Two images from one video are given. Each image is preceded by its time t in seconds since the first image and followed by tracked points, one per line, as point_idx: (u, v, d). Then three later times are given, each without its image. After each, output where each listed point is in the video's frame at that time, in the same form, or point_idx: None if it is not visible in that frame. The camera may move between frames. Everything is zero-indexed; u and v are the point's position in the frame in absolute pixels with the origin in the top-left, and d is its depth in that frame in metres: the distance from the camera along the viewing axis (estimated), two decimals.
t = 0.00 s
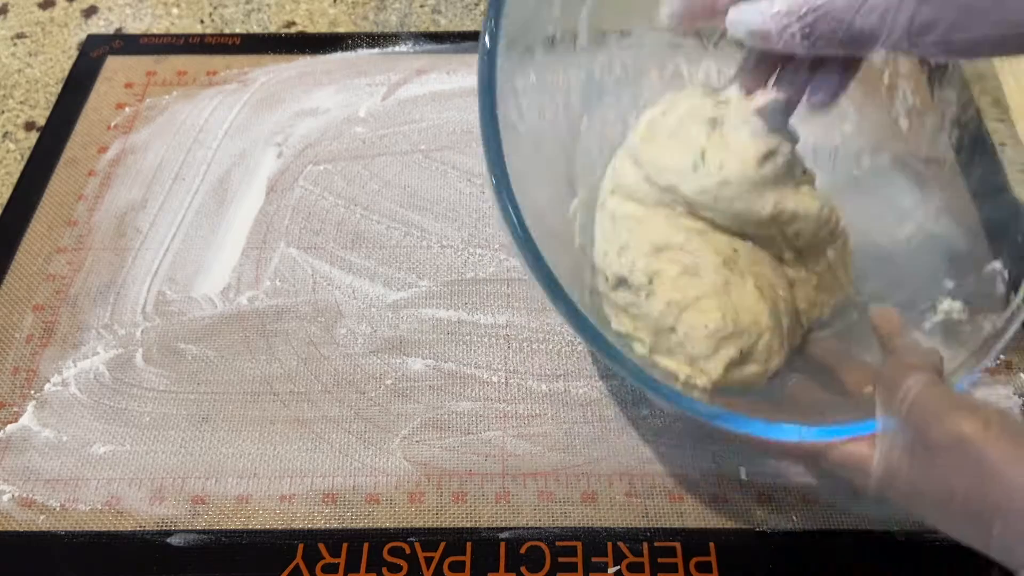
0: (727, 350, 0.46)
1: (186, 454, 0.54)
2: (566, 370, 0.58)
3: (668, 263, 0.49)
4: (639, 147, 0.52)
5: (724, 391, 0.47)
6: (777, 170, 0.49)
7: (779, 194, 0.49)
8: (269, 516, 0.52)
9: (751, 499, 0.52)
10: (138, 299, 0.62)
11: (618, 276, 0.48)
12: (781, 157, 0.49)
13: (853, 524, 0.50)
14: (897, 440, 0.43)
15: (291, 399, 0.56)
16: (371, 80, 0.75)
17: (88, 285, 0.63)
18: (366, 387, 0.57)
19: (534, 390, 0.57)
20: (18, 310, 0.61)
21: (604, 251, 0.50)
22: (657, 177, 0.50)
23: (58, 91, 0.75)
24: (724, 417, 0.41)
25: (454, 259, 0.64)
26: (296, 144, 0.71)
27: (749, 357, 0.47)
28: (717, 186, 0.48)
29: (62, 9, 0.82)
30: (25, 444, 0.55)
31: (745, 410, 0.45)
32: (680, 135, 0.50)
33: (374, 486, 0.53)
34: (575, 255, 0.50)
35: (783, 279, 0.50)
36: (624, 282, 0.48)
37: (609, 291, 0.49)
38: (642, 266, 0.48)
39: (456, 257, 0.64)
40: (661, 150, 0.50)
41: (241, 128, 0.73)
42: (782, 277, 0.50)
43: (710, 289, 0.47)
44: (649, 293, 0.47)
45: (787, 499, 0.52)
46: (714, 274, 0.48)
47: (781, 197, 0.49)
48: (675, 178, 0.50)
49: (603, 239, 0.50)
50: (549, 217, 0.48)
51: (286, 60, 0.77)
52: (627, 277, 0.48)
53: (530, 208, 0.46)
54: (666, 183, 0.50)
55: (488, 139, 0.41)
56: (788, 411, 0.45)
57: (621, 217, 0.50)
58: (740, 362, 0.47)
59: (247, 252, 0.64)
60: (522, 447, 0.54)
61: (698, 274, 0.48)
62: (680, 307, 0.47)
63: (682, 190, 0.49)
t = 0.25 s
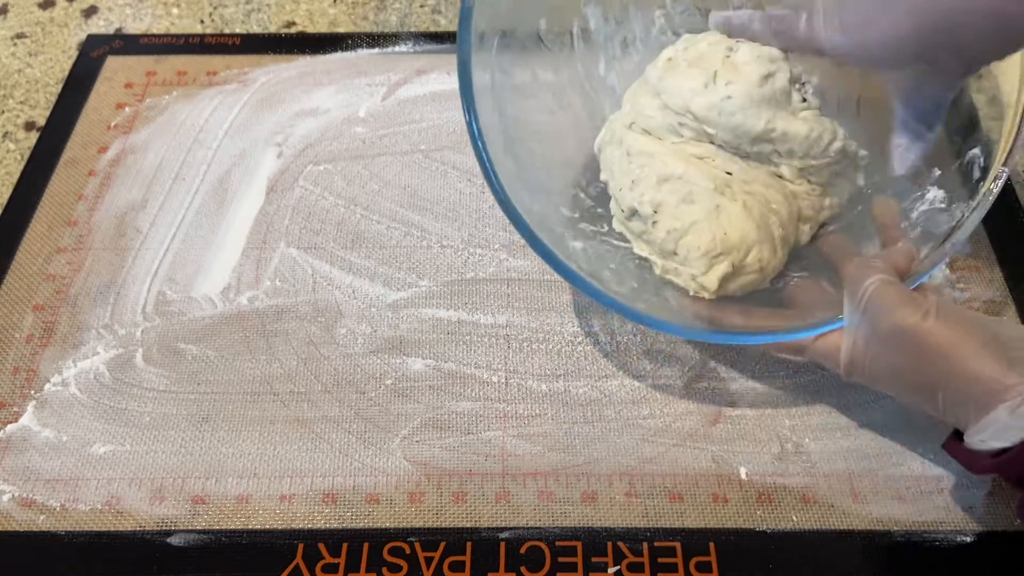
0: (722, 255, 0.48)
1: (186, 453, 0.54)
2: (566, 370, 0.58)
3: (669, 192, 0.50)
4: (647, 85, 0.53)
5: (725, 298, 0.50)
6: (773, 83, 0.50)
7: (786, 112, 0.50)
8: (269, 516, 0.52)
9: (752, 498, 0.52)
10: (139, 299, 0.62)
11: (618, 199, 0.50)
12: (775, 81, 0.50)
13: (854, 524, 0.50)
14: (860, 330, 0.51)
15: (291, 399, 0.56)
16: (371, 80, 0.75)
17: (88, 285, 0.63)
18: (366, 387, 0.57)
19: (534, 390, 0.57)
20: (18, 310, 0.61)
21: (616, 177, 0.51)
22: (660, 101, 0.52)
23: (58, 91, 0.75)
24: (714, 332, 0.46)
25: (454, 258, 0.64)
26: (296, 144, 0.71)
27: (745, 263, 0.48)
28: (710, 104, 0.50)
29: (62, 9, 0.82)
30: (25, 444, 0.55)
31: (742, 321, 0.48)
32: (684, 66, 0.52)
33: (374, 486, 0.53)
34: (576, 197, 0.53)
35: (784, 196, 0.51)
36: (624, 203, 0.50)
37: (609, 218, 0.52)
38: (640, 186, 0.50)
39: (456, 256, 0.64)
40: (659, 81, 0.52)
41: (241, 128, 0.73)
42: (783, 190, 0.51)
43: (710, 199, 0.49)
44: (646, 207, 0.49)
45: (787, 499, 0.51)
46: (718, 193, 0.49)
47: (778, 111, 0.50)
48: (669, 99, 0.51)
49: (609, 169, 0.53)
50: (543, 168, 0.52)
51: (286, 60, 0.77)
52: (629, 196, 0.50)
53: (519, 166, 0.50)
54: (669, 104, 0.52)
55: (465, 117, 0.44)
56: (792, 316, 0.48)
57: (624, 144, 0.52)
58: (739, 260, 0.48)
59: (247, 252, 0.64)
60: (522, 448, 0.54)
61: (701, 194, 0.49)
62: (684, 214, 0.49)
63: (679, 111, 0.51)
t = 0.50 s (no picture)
0: (722, 250, 0.48)
1: (186, 453, 0.54)
2: (566, 370, 0.58)
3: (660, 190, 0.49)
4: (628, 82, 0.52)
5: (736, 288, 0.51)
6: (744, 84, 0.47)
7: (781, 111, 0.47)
8: (269, 516, 0.52)
9: (752, 498, 0.52)
10: (139, 299, 0.62)
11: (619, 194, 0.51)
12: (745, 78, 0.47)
13: (854, 523, 0.50)
14: (859, 318, 0.51)
15: (291, 398, 0.56)
16: (371, 80, 0.75)
17: (88, 286, 0.63)
18: (366, 387, 0.57)
19: (534, 390, 0.57)
20: (19, 310, 0.61)
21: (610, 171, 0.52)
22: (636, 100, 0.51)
23: (58, 91, 0.75)
24: (718, 318, 0.48)
25: (454, 258, 0.64)
26: (296, 144, 0.71)
27: (745, 255, 0.48)
28: (679, 105, 0.48)
29: (62, 9, 0.82)
30: (25, 444, 0.55)
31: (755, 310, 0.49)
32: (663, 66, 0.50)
33: (374, 486, 0.53)
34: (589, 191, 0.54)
35: (774, 189, 0.50)
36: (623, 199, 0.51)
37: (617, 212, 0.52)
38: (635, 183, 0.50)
39: (456, 256, 0.64)
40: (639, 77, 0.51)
41: (241, 128, 0.73)
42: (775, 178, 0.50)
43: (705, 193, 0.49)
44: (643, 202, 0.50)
45: (787, 499, 0.51)
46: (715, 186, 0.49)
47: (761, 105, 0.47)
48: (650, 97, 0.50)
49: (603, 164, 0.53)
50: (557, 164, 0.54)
51: (286, 60, 0.77)
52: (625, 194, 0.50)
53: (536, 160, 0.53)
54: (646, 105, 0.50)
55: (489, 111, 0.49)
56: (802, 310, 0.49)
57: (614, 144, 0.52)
58: (743, 250, 0.48)
59: (248, 252, 0.64)
60: (522, 447, 0.54)
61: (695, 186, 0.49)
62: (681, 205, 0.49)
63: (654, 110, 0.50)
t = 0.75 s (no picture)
0: (720, 181, 0.49)
1: (186, 452, 0.54)
2: (566, 369, 0.58)
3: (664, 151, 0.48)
4: (604, 17, 0.45)
5: (733, 199, 0.53)
6: (722, 15, 0.42)
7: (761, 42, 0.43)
8: (269, 516, 0.52)
9: (751, 498, 0.52)
10: (139, 299, 0.62)
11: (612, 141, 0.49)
12: (723, 6, 0.42)
13: (854, 523, 0.50)
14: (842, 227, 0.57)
15: (291, 398, 0.56)
16: (371, 80, 0.75)
17: (88, 286, 0.63)
18: (366, 387, 0.57)
19: (534, 390, 0.57)
20: (19, 310, 0.61)
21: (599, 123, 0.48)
22: (618, 58, 0.44)
23: (58, 91, 0.75)
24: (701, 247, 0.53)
25: (455, 258, 0.64)
26: (296, 144, 0.71)
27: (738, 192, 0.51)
28: (668, 62, 0.43)
29: (62, 9, 0.82)
30: (25, 444, 0.55)
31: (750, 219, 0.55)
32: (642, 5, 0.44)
33: (374, 486, 0.53)
34: (578, 137, 0.53)
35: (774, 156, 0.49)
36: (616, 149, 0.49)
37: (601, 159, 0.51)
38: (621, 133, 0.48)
39: (456, 256, 0.64)
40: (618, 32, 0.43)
41: (241, 128, 0.73)
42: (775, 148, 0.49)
43: (697, 133, 0.46)
44: (640, 153, 0.48)
45: (787, 499, 0.51)
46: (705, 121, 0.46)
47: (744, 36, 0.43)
48: (634, 54, 0.43)
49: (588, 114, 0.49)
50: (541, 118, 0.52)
51: (286, 60, 0.77)
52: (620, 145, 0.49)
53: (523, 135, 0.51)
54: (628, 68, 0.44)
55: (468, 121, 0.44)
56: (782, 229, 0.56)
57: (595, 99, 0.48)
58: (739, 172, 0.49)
59: (247, 252, 0.64)
60: (522, 447, 0.54)
61: (690, 130, 0.46)
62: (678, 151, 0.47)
63: (641, 72, 0.44)
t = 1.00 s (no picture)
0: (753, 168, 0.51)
1: (185, 452, 0.54)
2: (566, 369, 0.58)
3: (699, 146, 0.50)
4: (635, 28, 0.47)
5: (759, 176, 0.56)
6: (754, 24, 0.43)
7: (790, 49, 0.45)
8: (269, 516, 0.52)
9: (751, 498, 0.52)
10: (139, 299, 0.62)
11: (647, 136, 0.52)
12: (754, 15, 0.43)
13: (854, 523, 0.50)
14: (866, 200, 0.57)
15: (290, 398, 0.56)
16: (371, 80, 0.75)
17: (88, 286, 0.63)
18: (366, 387, 0.57)
19: (534, 390, 0.57)
20: (19, 310, 0.61)
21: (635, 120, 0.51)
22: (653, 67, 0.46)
23: (58, 91, 0.75)
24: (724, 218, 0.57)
25: (455, 258, 0.64)
26: (296, 144, 0.71)
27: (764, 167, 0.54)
28: (704, 73, 0.45)
29: (62, 9, 0.82)
30: (25, 444, 0.55)
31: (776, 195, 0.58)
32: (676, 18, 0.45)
33: (374, 486, 0.53)
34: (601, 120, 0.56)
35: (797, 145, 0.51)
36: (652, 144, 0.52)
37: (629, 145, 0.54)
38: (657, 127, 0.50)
39: (457, 255, 0.64)
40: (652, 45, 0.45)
41: (241, 128, 0.73)
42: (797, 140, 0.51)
43: (729, 128, 0.49)
44: (675, 149, 0.51)
45: (787, 499, 0.51)
46: (737, 117, 0.48)
47: (776, 41, 0.44)
48: (671, 65, 0.45)
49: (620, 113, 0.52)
50: (568, 119, 0.55)
51: (286, 60, 0.77)
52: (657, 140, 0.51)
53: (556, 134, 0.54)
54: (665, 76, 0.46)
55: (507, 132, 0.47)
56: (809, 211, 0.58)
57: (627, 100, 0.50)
58: (771, 158, 0.51)
59: (248, 252, 0.64)
60: (522, 447, 0.54)
61: (723, 126, 0.49)
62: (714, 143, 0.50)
63: (677, 81, 0.46)
